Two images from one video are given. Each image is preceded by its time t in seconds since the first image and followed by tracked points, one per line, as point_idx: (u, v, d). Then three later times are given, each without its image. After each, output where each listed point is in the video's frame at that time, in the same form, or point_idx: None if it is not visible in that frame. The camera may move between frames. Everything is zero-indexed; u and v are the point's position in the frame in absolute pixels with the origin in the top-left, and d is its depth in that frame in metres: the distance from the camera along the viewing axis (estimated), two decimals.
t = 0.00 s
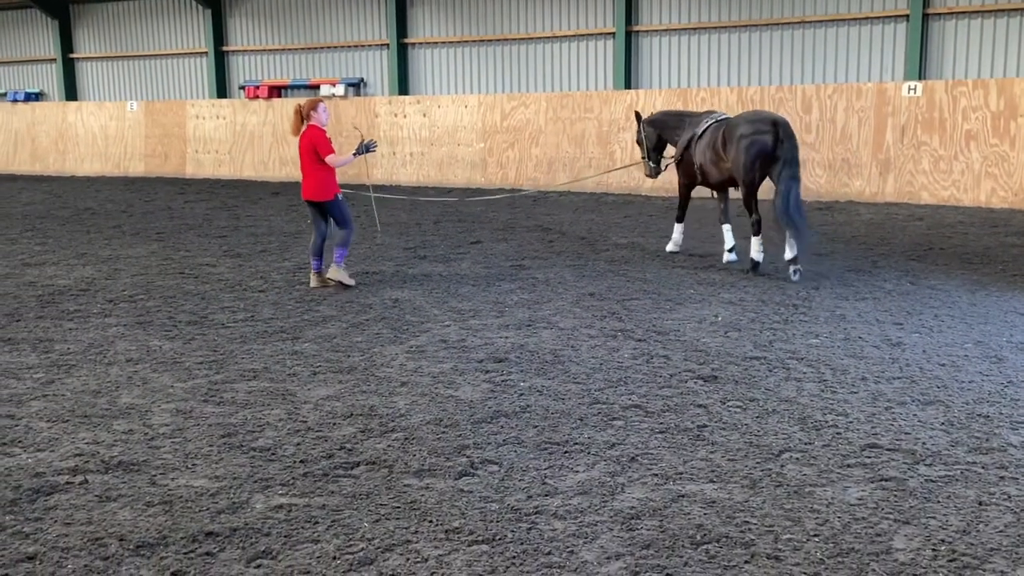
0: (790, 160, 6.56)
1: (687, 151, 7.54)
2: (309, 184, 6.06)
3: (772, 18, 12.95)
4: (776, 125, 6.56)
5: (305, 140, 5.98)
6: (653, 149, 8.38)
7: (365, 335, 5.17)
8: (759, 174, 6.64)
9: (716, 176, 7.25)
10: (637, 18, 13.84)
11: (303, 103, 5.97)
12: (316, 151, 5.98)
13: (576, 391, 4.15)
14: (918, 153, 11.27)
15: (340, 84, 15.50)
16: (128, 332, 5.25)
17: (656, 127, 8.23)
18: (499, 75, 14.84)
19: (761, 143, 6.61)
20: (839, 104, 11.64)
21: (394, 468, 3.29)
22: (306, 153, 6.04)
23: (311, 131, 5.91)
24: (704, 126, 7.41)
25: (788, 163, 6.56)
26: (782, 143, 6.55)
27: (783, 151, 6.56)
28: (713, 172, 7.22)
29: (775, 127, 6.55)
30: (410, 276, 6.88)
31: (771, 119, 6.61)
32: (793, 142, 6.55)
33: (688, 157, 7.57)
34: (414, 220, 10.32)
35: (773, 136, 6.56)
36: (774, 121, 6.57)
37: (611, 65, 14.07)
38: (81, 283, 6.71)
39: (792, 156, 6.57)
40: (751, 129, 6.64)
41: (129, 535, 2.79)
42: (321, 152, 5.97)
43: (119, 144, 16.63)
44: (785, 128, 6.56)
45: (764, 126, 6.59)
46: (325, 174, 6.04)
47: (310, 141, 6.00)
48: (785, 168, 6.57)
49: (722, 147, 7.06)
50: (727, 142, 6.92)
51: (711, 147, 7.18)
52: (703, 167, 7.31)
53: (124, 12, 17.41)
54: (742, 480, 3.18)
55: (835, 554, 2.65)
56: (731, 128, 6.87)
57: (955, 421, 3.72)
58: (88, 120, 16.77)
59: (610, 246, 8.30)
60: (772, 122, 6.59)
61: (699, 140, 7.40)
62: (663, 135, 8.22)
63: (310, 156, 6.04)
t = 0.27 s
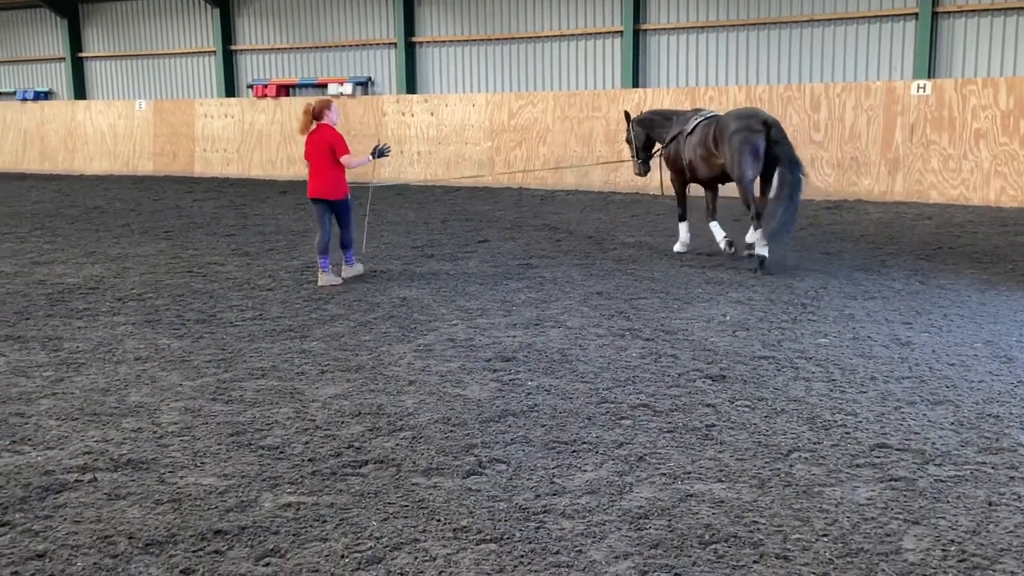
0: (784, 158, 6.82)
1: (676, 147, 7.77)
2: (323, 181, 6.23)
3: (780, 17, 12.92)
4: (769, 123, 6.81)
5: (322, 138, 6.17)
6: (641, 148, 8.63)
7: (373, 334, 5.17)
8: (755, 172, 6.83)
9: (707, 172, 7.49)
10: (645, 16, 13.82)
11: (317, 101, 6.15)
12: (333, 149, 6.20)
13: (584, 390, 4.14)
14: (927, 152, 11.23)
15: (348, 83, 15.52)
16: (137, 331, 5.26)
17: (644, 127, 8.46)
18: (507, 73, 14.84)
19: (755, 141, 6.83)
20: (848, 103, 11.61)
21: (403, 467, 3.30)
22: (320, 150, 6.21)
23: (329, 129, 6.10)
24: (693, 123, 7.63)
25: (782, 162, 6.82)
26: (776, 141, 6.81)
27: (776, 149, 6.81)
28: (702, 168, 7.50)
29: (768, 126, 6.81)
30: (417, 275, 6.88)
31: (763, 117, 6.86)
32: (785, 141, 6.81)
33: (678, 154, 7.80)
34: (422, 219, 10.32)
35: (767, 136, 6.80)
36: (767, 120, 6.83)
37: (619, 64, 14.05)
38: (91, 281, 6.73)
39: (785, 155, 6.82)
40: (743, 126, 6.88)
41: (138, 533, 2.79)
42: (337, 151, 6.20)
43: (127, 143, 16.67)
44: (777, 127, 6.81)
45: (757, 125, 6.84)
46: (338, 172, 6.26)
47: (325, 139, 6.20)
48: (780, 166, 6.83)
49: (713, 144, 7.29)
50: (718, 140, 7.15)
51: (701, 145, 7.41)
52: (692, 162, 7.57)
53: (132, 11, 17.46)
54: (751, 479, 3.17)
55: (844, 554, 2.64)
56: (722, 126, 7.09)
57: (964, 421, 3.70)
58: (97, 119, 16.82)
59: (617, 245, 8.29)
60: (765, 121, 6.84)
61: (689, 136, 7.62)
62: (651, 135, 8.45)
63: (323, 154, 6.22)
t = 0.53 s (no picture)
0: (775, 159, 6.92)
1: (670, 146, 7.82)
2: (339, 181, 6.30)
3: (789, 16, 12.88)
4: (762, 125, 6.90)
5: (339, 139, 6.27)
6: (628, 147, 8.74)
7: (380, 333, 5.18)
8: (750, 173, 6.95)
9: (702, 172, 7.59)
10: (653, 16, 13.81)
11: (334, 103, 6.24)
12: (349, 151, 6.31)
13: (592, 390, 4.14)
14: (936, 151, 11.19)
15: (356, 83, 15.54)
16: (147, 330, 5.28)
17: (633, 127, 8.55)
18: (514, 73, 14.83)
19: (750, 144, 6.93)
20: (857, 103, 11.57)
21: (411, 466, 3.30)
22: (335, 151, 6.29)
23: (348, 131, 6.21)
24: (685, 124, 7.68)
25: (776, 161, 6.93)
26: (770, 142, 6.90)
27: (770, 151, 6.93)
28: (697, 168, 7.58)
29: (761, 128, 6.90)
30: (426, 275, 6.87)
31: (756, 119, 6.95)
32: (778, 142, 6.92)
33: (672, 153, 7.86)
34: (430, 219, 10.32)
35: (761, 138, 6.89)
36: (760, 122, 6.91)
37: (627, 63, 14.03)
38: (100, 280, 6.76)
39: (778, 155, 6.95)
40: (737, 129, 6.96)
41: (147, 531, 2.80)
42: (353, 152, 6.32)
43: (136, 143, 16.72)
44: (770, 129, 6.91)
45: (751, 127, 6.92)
46: (353, 173, 6.36)
47: (342, 140, 6.29)
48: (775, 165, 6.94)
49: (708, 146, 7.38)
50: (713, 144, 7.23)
51: (696, 146, 7.48)
52: (687, 163, 7.66)
53: (141, 11, 17.51)
54: (759, 479, 3.17)
55: (853, 554, 2.64)
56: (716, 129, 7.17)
57: (973, 421, 3.68)
58: (106, 118, 16.87)
59: (625, 245, 8.28)
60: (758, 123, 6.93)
61: (683, 137, 7.68)
62: (641, 135, 8.57)
63: (338, 154, 6.31)
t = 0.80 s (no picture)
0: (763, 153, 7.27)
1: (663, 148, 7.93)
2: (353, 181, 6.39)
3: (798, 16, 12.85)
4: (749, 121, 7.27)
5: (354, 140, 6.32)
6: (615, 145, 8.72)
7: (389, 333, 5.18)
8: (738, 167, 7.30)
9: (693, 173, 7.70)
10: (662, 16, 13.79)
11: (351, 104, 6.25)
12: (362, 152, 6.38)
13: (600, 390, 4.14)
14: (946, 152, 11.16)
15: (364, 83, 15.55)
16: (156, 329, 5.29)
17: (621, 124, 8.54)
18: (522, 73, 14.84)
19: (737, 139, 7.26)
20: (866, 103, 11.54)
21: (419, 466, 3.30)
22: (349, 151, 6.33)
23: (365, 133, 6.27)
24: (677, 124, 7.84)
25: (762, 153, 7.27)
26: (757, 137, 7.26)
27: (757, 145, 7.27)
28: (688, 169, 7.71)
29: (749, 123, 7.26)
30: (434, 275, 6.88)
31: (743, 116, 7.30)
32: (765, 137, 7.27)
33: (664, 155, 7.96)
34: (437, 219, 10.33)
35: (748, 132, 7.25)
36: (746, 118, 7.28)
37: (635, 63, 14.02)
38: (110, 279, 6.78)
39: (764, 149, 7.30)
40: (727, 126, 7.27)
41: (157, 530, 2.81)
42: (365, 153, 6.40)
43: (145, 143, 16.78)
44: (757, 124, 7.28)
45: (739, 123, 7.27)
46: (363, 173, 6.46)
47: (355, 141, 6.34)
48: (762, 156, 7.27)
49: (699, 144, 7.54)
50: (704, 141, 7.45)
51: (687, 145, 7.63)
52: (678, 164, 7.79)
53: (150, 11, 17.57)
54: (768, 480, 3.16)
55: (862, 555, 2.63)
56: (707, 126, 7.40)
57: (983, 423, 3.67)
58: (115, 119, 16.93)
59: (633, 245, 8.27)
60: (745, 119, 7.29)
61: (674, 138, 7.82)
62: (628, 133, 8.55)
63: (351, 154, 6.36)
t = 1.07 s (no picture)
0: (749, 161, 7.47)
1: (652, 148, 8.09)
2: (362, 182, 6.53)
3: (806, 17, 12.82)
4: (738, 128, 7.47)
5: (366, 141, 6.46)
6: (604, 149, 8.74)
7: (397, 334, 5.18)
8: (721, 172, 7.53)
9: (681, 173, 7.87)
10: (670, 17, 13.77)
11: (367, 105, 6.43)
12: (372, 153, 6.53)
13: (608, 391, 4.14)
14: (955, 153, 11.13)
15: (373, 84, 15.57)
16: (165, 329, 5.31)
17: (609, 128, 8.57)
18: (530, 74, 14.84)
19: (724, 144, 7.48)
20: (875, 104, 11.51)
21: (427, 467, 3.30)
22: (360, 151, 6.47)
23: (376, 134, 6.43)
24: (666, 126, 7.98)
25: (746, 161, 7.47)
26: (745, 145, 7.46)
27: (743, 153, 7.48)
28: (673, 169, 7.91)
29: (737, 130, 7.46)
30: (442, 276, 6.87)
31: (733, 123, 7.50)
32: (752, 146, 7.48)
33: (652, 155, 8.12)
34: (445, 220, 10.33)
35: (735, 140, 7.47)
36: (736, 125, 7.48)
37: (643, 64, 14.00)
38: (119, 280, 6.81)
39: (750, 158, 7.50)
40: (716, 131, 7.48)
41: (166, 530, 2.81)
42: (376, 154, 6.55)
43: (155, 144, 16.84)
44: (746, 132, 7.49)
45: (728, 129, 7.48)
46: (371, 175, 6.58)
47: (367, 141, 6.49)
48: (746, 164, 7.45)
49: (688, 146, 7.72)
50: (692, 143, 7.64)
51: (676, 146, 7.80)
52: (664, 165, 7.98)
53: (160, 13, 17.64)
54: (777, 482, 3.15)
55: (872, 558, 2.62)
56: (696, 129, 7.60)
57: (993, 425, 3.66)
58: (125, 119, 16.99)
59: (642, 246, 8.26)
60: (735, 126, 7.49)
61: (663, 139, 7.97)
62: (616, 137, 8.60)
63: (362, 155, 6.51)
